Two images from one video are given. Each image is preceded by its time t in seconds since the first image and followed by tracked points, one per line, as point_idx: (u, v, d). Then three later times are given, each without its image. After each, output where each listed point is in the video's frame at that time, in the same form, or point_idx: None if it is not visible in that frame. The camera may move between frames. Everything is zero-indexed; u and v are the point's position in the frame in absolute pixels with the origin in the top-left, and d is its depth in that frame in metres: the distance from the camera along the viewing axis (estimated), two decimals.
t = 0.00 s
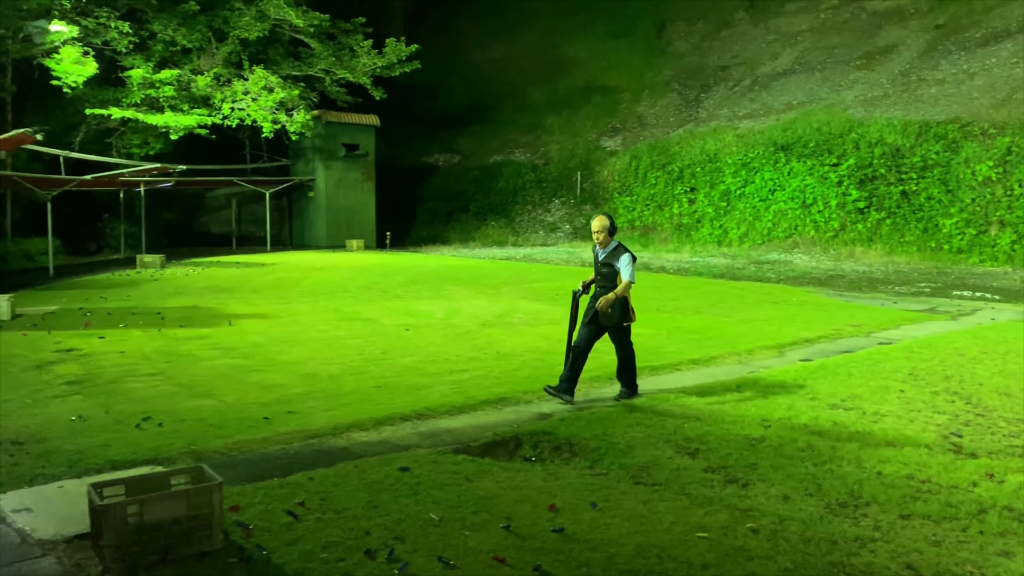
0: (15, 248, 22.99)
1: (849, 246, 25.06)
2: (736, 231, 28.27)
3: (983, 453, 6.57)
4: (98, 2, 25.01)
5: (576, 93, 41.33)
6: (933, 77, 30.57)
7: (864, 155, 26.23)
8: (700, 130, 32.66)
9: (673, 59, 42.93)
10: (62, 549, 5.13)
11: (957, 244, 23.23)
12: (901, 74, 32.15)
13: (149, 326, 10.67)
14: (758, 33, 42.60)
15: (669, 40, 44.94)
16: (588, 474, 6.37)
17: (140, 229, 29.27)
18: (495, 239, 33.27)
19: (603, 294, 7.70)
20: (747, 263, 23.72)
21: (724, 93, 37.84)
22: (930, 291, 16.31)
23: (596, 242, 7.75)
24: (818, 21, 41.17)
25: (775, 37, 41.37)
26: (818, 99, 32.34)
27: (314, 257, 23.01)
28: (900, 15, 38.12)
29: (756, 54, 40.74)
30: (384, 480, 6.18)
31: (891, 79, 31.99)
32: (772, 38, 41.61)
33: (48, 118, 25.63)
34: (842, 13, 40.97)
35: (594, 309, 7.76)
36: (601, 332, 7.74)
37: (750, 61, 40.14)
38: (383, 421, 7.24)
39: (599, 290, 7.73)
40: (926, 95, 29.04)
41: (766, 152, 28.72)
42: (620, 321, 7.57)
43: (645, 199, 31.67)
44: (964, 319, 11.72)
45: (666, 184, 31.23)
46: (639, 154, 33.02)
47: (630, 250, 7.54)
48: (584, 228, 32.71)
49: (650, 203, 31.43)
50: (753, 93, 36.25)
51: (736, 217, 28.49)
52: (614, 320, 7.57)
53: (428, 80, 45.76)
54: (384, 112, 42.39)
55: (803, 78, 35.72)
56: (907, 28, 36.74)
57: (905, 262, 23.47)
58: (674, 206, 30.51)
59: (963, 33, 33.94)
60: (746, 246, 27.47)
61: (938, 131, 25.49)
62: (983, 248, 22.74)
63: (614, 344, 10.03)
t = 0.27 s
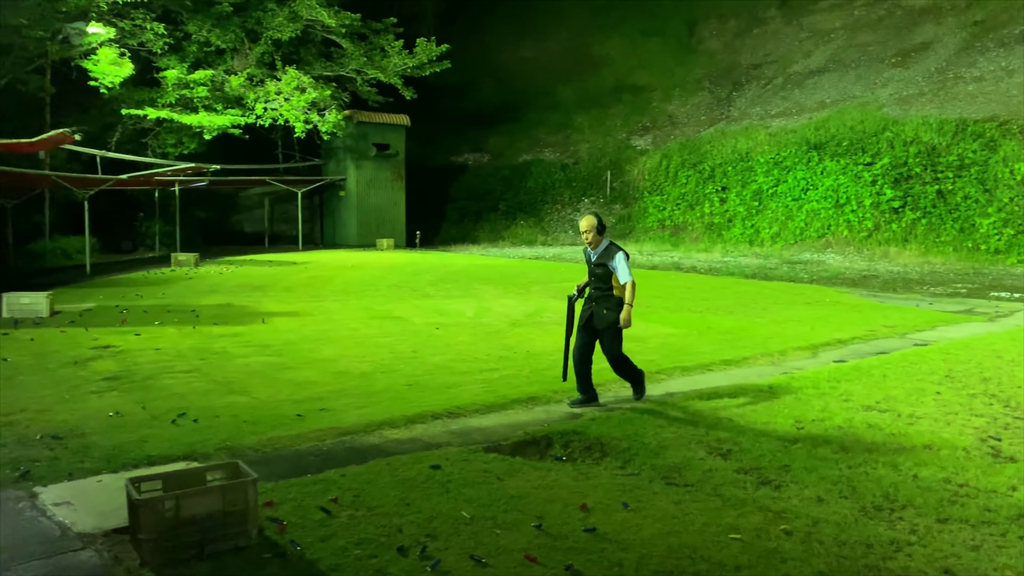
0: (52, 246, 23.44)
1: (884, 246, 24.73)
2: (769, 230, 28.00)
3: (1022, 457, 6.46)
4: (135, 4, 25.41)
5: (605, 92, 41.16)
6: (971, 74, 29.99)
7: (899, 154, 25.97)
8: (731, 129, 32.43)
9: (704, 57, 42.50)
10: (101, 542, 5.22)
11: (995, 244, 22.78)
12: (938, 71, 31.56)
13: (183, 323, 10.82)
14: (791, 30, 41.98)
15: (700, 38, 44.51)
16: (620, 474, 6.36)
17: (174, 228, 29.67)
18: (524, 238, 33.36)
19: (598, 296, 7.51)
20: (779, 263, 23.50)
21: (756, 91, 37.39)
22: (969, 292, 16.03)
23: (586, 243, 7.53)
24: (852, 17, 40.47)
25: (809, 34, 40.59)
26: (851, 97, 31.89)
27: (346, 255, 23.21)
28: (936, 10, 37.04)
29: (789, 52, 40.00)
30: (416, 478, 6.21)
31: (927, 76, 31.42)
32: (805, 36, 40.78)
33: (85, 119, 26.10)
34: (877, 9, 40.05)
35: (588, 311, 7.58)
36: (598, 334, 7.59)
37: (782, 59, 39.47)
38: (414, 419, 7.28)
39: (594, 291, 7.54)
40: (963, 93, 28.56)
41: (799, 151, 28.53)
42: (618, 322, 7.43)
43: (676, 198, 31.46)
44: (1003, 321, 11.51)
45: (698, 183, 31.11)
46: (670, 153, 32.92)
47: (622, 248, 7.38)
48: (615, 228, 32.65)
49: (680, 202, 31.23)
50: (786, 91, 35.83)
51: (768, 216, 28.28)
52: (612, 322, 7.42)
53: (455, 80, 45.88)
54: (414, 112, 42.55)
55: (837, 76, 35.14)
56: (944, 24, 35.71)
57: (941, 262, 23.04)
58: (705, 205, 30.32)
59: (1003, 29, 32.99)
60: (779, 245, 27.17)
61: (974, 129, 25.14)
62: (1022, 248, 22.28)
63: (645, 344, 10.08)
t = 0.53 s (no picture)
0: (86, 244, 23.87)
1: (917, 245, 24.41)
2: (800, 230, 27.76)
3: None
4: (168, 6, 25.74)
5: (632, 91, 40.92)
6: (1009, 71, 29.36)
7: (934, 154, 25.56)
8: (763, 128, 32.13)
9: (734, 56, 42.04)
10: (137, 535, 5.30)
11: None
12: (975, 68, 30.89)
13: (216, 320, 10.96)
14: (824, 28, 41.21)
15: (731, 37, 44.07)
16: (650, 474, 6.34)
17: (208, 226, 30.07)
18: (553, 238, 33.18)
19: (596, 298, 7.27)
20: (810, 263, 23.31)
21: (788, 90, 36.84)
22: (1007, 293, 15.74)
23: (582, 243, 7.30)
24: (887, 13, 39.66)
25: (842, 32, 39.65)
26: (886, 95, 31.35)
27: (374, 254, 23.37)
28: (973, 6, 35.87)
29: (821, 51, 39.28)
30: (446, 476, 6.24)
31: (964, 73, 30.75)
32: (838, 34, 39.90)
33: (120, 118, 26.57)
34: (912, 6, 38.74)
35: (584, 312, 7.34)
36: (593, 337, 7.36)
37: (814, 58, 38.86)
38: (444, 417, 7.31)
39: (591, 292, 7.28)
40: (1002, 90, 28.02)
41: (831, 150, 28.16)
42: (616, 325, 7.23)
43: (706, 197, 31.29)
44: None
45: (728, 181, 30.87)
46: (700, 152, 32.72)
47: (623, 249, 7.21)
48: (644, 227, 32.37)
49: (711, 201, 31.06)
50: (819, 89, 35.29)
51: (800, 216, 27.99)
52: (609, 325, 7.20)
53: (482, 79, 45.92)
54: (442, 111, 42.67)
55: (870, 74, 34.42)
56: (982, 21, 34.41)
57: (977, 263, 22.66)
58: (736, 204, 30.11)
59: None
60: (810, 245, 26.90)
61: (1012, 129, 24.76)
62: None
63: (675, 344, 10.06)
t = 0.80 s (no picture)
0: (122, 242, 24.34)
1: (954, 246, 24.14)
2: (833, 230, 27.49)
3: None
4: (203, 6, 26.05)
5: (661, 89, 40.56)
6: None
7: (970, 154, 25.24)
8: (796, 127, 31.78)
9: (767, 54, 40.90)
10: (173, 528, 5.37)
11: None
12: (1015, 66, 30.08)
13: (250, 317, 11.11)
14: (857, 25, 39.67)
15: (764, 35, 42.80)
16: (681, 475, 6.32)
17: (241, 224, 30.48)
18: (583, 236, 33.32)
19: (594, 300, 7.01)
20: (843, 263, 23.13)
21: (823, 88, 35.95)
22: None
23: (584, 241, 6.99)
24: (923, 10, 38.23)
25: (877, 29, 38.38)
26: (921, 95, 30.71)
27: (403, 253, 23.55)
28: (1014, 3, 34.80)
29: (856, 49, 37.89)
30: (477, 473, 6.27)
31: (1003, 72, 29.95)
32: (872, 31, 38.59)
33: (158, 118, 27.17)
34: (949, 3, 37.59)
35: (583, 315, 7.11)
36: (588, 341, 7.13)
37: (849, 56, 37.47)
38: (474, 415, 7.36)
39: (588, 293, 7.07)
40: None
41: (866, 150, 27.76)
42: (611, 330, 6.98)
43: (738, 196, 31.03)
44: None
45: (760, 181, 30.52)
46: (731, 151, 32.43)
47: (625, 252, 6.86)
48: (675, 226, 32.31)
49: (743, 200, 30.81)
50: (853, 88, 34.42)
51: (833, 216, 27.68)
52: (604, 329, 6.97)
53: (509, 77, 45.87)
54: (471, 110, 42.73)
55: (906, 73, 33.45)
56: None
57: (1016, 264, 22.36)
58: (768, 204, 29.84)
59: None
60: (844, 246, 26.61)
61: None
62: None
63: (707, 344, 10.03)
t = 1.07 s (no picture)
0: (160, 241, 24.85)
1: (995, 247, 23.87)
2: (870, 232, 27.38)
3: None
4: (242, 7, 26.44)
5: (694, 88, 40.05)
6: None
7: (1015, 154, 24.38)
8: (832, 127, 31.22)
9: (802, 53, 39.26)
10: (211, 522, 5.45)
11: None
12: None
13: (285, 314, 11.25)
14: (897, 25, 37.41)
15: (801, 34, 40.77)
16: (715, 477, 6.29)
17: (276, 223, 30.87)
18: (615, 237, 33.93)
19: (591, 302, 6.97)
20: (880, 265, 22.91)
21: (860, 88, 34.69)
22: None
23: (583, 242, 6.97)
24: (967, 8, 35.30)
25: (918, 28, 36.15)
26: (962, 94, 29.52)
27: (435, 252, 23.69)
28: None
29: (895, 48, 36.00)
30: (510, 472, 6.30)
31: None
32: (912, 31, 36.33)
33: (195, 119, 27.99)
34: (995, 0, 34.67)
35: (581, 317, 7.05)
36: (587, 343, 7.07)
37: (887, 56, 35.75)
38: (506, 415, 7.41)
39: (587, 296, 7.00)
40: None
41: (903, 150, 27.22)
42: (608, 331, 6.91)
43: (773, 196, 30.90)
44: None
45: (796, 181, 30.35)
46: (767, 151, 32.11)
47: (623, 252, 6.79)
48: (708, 227, 32.59)
49: (778, 200, 30.72)
50: (891, 88, 33.12)
51: (870, 216, 27.52)
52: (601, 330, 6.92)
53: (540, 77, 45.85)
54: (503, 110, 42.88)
55: (947, 72, 31.95)
56: None
57: None
58: (804, 205, 29.83)
59: None
60: (880, 248, 26.60)
61: None
62: None
63: (741, 346, 9.98)
